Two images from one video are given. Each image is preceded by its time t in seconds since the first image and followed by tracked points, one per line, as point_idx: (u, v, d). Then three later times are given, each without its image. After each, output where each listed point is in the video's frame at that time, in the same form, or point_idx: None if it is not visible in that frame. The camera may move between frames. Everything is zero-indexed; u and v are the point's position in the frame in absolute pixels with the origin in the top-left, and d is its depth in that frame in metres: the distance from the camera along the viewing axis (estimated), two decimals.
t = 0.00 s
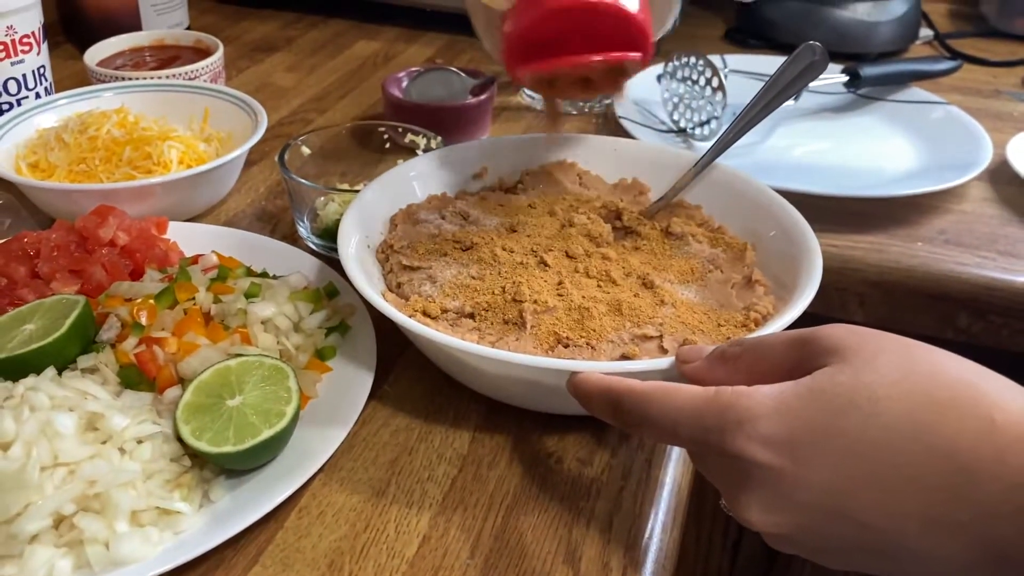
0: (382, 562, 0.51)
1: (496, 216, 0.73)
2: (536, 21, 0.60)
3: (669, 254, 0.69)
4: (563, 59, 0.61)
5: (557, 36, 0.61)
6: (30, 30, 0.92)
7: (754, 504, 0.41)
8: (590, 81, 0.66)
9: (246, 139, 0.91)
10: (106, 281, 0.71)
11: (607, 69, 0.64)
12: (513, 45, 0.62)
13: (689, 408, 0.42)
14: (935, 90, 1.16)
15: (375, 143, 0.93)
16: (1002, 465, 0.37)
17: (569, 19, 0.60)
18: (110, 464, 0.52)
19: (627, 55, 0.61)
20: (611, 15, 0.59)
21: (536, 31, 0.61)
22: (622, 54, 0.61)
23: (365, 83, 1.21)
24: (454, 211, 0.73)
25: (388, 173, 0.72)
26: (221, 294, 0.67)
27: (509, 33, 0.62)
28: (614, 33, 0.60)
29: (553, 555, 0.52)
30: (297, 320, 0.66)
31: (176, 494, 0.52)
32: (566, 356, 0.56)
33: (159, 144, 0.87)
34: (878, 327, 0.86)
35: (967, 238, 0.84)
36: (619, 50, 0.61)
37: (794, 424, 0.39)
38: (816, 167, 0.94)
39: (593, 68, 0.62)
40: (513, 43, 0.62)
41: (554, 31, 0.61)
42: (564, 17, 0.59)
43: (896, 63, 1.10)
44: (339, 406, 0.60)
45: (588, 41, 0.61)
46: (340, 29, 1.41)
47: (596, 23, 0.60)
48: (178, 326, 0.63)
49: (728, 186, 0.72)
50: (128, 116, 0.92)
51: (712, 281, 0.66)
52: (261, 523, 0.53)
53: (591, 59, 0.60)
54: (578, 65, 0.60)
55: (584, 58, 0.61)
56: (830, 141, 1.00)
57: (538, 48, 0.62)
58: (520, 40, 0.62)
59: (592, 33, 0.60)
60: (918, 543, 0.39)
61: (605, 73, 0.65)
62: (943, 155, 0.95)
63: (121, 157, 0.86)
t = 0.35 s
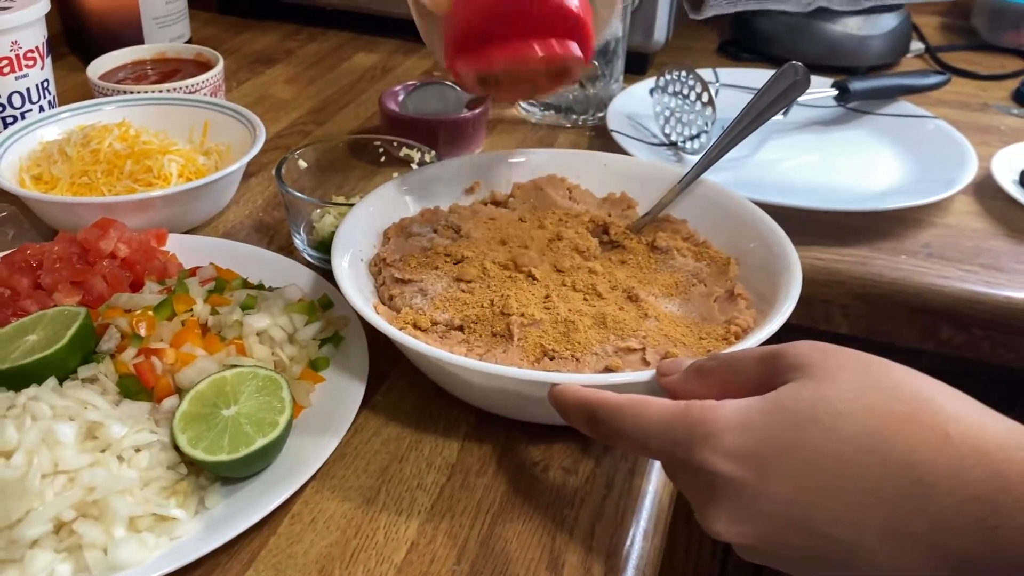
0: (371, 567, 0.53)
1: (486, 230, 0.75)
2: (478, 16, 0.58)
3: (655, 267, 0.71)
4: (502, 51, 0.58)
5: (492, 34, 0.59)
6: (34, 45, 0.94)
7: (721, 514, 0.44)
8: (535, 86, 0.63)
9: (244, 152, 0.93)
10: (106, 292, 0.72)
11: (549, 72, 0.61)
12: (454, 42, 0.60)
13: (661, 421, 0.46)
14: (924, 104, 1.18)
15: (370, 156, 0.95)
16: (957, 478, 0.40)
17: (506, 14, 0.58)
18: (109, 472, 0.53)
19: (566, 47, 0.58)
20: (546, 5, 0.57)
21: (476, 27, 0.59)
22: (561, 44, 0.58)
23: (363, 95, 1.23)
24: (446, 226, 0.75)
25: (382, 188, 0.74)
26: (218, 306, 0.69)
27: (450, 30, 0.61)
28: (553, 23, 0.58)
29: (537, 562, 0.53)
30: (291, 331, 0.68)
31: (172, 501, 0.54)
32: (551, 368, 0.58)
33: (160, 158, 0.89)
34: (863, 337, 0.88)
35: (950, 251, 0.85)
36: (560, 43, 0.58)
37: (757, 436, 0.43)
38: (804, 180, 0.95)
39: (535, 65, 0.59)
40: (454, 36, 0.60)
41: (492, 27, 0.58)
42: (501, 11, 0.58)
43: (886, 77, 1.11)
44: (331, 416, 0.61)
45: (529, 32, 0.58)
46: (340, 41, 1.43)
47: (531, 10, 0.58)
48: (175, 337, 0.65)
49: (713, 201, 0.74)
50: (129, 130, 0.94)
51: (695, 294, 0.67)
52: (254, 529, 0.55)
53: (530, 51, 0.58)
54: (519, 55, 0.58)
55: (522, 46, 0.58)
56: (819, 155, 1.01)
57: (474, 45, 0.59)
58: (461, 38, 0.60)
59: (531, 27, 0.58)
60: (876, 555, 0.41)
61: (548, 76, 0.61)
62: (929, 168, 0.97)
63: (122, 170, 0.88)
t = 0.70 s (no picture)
0: (372, 565, 0.55)
1: (484, 242, 0.78)
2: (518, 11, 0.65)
3: (645, 278, 0.73)
4: (539, 45, 0.65)
5: (530, 28, 0.66)
6: (48, 61, 0.97)
7: (701, 519, 0.47)
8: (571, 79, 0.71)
9: (250, 165, 0.96)
10: (118, 302, 0.75)
11: (579, 65, 0.68)
12: (494, 36, 0.67)
13: (646, 430, 0.49)
14: (913, 117, 1.20)
15: (372, 168, 0.97)
16: (919, 485, 0.43)
17: (542, 13, 0.64)
18: (123, 475, 0.56)
19: (599, 43, 0.65)
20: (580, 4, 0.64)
21: (514, 22, 0.66)
22: (595, 42, 0.65)
23: (365, 107, 1.26)
24: (445, 237, 0.78)
25: (384, 200, 0.77)
26: (225, 315, 0.71)
27: (492, 26, 0.68)
28: (587, 20, 0.65)
29: (530, 561, 0.56)
30: (296, 339, 0.70)
31: (183, 502, 0.57)
32: (544, 376, 0.61)
33: (169, 171, 0.92)
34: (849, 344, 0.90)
35: (934, 262, 0.88)
36: (593, 39, 0.65)
37: (735, 445, 0.46)
38: (795, 191, 0.98)
39: (569, 60, 0.66)
40: (494, 30, 0.67)
41: (529, 23, 0.65)
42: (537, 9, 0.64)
43: (878, 90, 1.14)
44: (333, 422, 0.64)
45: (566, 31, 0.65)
46: (343, 53, 1.46)
47: (564, 12, 0.64)
48: (185, 346, 0.68)
49: (701, 214, 0.77)
50: (139, 143, 0.97)
51: (684, 304, 0.70)
52: (261, 528, 0.58)
53: (561, 45, 0.65)
54: (554, 50, 0.65)
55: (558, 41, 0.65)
56: (810, 167, 1.04)
57: (513, 41, 0.66)
58: (501, 33, 0.67)
59: (567, 22, 0.65)
60: (845, 558, 0.45)
61: (581, 69, 0.68)
62: (918, 180, 0.99)
63: (133, 183, 0.91)
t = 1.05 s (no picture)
0: (371, 564, 0.56)
1: (483, 245, 0.79)
2: None
3: (642, 281, 0.74)
4: (490, 26, 0.59)
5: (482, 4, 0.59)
6: (53, 65, 0.98)
7: (694, 517, 0.48)
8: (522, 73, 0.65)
9: (253, 169, 0.97)
10: (123, 304, 0.76)
11: (534, 52, 0.62)
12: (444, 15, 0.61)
13: (641, 430, 0.49)
14: (911, 120, 1.21)
15: (373, 172, 0.99)
16: (908, 482, 0.45)
17: None
18: (127, 474, 0.57)
19: (548, 20, 0.59)
20: None
21: None
22: (544, 19, 0.59)
23: (367, 110, 1.27)
24: (444, 240, 0.79)
25: (385, 205, 0.78)
26: (228, 317, 0.73)
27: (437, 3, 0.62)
28: None
29: (526, 560, 0.57)
30: (297, 341, 0.71)
31: (185, 501, 0.58)
32: (541, 378, 0.62)
33: (173, 174, 0.93)
34: (845, 347, 0.91)
35: (929, 265, 0.89)
36: (545, 15, 0.59)
37: (728, 444, 0.47)
38: (793, 195, 0.99)
39: (519, 42, 0.60)
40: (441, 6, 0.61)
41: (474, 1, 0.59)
42: None
43: (875, 94, 1.15)
44: (334, 422, 0.65)
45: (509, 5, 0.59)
46: (345, 57, 1.47)
47: None
48: (188, 347, 0.69)
49: (698, 217, 0.78)
50: (143, 146, 0.98)
51: (680, 308, 0.71)
52: (262, 527, 0.58)
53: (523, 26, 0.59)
54: (501, 30, 0.59)
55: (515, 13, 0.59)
56: (807, 170, 1.05)
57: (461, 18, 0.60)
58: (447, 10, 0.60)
59: None
60: (836, 553, 0.46)
61: (537, 55, 0.62)
62: (914, 184, 1.00)
63: (137, 186, 0.92)
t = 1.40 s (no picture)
0: (377, 568, 0.56)
1: (489, 248, 0.78)
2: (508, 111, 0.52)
3: (649, 283, 0.74)
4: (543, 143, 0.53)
5: (529, 134, 0.53)
6: (60, 66, 0.98)
7: (703, 525, 0.47)
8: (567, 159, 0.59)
9: (259, 171, 0.97)
10: (129, 306, 0.75)
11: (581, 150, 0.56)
12: (488, 132, 0.54)
13: (648, 435, 0.49)
14: (918, 122, 1.21)
15: (379, 173, 0.99)
16: (917, 485, 0.44)
17: (542, 110, 0.52)
18: (132, 478, 0.57)
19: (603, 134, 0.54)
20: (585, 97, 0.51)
21: (508, 121, 0.53)
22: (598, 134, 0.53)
23: (373, 112, 1.27)
24: (450, 243, 0.78)
25: (390, 207, 0.78)
26: (234, 320, 0.73)
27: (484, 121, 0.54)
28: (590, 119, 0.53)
29: (533, 564, 0.57)
30: (303, 344, 0.71)
31: (191, 505, 0.57)
32: (548, 382, 0.61)
33: (179, 176, 0.93)
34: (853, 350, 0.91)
35: (937, 268, 0.89)
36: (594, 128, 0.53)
37: (737, 451, 0.47)
38: (799, 198, 0.98)
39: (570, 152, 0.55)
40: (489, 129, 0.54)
41: (526, 126, 0.53)
42: (542, 106, 0.51)
43: (882, 96, 1.14)
44: (339, 425, 0.65)
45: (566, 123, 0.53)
46: (350, 58, 1.47)
47: (570, 109, 0.52)
48: (195, 350, 0.69)
49: (705, 220, 0.78)
50: (149, 148, 0.98)
51: (687, 311, 0.71)
52: (267, 530, 0.58)
53: (570, 141, 0.53)
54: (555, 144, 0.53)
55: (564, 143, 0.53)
56: (814, 172, 1.04)
57: (510, 141, 0.54)
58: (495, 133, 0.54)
59: (560, 119, 0.53)
60: (845, 558, 0.46)
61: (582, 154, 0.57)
62: (922, 186, 1.00)
63: (143, 188, 0.92)
